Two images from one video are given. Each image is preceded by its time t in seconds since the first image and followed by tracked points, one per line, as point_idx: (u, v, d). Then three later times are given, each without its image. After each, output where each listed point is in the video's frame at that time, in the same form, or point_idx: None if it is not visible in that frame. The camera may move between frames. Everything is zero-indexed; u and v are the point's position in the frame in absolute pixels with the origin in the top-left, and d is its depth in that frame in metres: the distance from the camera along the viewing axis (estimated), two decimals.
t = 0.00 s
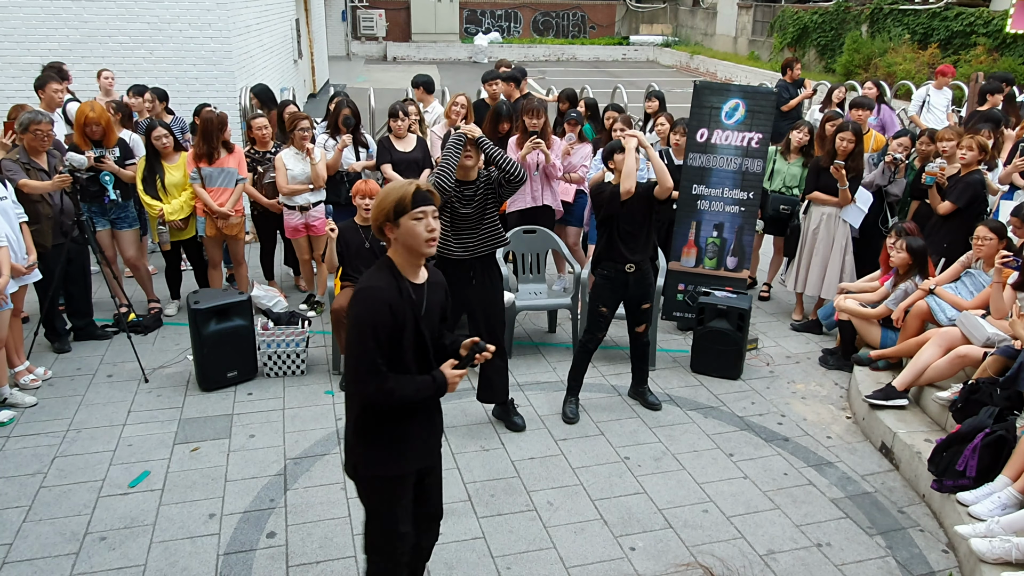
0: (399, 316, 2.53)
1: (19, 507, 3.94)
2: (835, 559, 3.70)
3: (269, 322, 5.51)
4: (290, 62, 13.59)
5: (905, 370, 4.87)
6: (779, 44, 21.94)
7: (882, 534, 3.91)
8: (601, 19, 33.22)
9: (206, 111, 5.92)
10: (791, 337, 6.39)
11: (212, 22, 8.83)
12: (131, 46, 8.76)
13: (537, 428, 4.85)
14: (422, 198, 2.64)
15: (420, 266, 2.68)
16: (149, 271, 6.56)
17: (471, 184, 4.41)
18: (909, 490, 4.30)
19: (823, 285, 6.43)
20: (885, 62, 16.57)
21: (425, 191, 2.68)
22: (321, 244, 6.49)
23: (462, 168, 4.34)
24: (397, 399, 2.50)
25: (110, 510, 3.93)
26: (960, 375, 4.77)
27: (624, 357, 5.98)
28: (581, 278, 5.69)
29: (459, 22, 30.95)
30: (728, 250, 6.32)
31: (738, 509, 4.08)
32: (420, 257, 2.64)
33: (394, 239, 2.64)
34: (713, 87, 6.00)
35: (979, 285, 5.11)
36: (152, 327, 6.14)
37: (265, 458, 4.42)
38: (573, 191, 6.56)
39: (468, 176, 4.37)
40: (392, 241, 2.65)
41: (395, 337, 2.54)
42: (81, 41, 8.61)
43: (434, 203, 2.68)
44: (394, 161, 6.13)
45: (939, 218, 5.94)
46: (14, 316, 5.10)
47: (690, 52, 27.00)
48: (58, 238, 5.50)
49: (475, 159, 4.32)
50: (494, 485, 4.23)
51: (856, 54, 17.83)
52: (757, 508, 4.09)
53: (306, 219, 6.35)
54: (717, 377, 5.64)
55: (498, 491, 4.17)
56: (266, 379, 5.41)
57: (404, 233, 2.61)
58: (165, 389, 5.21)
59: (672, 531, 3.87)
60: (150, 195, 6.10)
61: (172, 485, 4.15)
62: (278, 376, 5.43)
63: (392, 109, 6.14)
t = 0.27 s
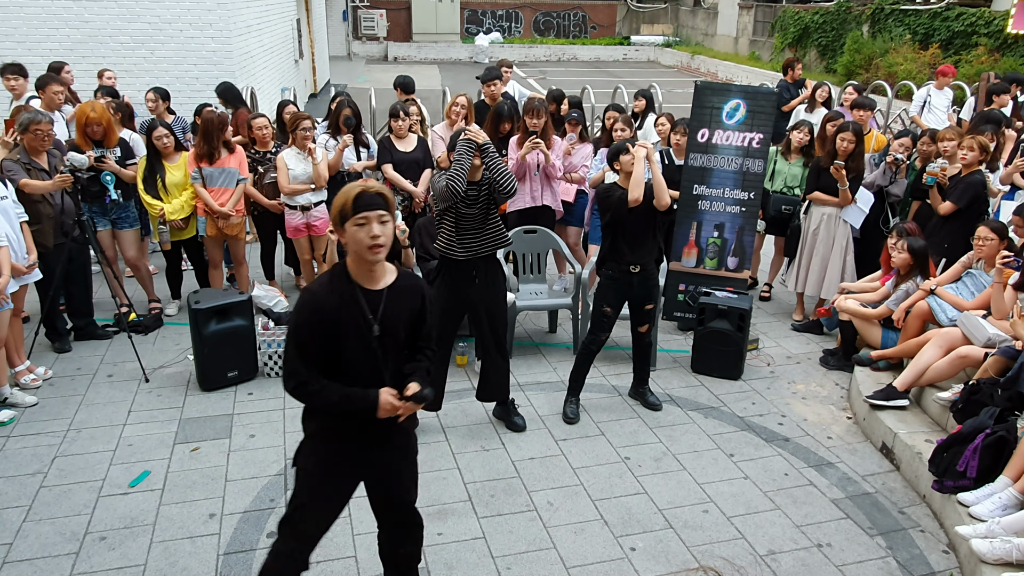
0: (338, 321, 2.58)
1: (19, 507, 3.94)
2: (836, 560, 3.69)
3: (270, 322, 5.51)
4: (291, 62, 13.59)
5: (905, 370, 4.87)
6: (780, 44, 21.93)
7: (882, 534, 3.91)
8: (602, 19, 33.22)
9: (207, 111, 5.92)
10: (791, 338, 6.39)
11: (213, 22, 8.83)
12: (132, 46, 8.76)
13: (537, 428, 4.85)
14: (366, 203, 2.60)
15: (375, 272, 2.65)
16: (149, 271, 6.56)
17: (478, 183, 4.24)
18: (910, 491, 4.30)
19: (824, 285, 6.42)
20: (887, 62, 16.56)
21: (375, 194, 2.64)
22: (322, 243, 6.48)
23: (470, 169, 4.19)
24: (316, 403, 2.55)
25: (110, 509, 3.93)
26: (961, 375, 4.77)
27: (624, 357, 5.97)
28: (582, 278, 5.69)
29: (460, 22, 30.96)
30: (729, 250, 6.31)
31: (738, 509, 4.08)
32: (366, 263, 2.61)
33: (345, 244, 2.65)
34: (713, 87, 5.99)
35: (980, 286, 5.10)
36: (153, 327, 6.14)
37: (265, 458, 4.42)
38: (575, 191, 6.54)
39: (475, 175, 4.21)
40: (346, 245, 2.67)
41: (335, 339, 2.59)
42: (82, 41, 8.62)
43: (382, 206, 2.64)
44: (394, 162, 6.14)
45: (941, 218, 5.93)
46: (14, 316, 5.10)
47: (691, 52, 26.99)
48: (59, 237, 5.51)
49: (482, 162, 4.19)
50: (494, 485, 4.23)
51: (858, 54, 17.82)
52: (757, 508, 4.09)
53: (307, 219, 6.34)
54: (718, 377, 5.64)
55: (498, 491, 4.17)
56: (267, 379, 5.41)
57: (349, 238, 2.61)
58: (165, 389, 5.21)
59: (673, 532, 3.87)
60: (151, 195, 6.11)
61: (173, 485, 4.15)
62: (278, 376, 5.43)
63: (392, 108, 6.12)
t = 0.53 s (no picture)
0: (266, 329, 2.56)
1: (20, 507, 3.94)
2: (837, 560, 3.69)
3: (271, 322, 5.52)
4: (293, 62, 13.60)
5: (907, 370, 4.86)
6: (781, 44, 21.93)
7: (883, 534, 3.90)
8: (603, 20, 33.23)
9: (208, 111, 5.93)
10: (793, 338, 6.38)
11: (214, 22, 8.84)
12: (133, 47, 8.77)
13: (538, 429, 4.85)
14: (292, 215, 2.52)
15: (307, 283, 2.56)
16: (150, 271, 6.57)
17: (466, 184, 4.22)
18: (911, 491, 4.29)
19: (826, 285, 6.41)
20: (888, 62, 16.55)
21: (305, 205, 2.55)
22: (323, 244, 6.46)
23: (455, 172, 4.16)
24: (246, 403, 2.54)
25: (112, 509, 3.93)
26: (963, 375, 4.76)
27: (625, 357, 5.97)
28: (583, 278, 5.70)
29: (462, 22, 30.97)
30: (731, 250, 6.31)
31: (739, 509, 4.07)
32: (295, 275, 2.54)
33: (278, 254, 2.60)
34: (714, 88, 6.00)
35: (981, 286, 5.09)
36: (154, 328, 6.14)
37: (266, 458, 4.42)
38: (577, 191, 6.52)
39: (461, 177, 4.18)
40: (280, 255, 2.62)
41: (266, 346, 2.59)
42: (84, 41, 8.62)
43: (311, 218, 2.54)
44: (395, 161, 6.14)
45: (942, 218, 5.93)
46: (15, 316, 5.10)
47: (693, 52, 26.99)
48: (60, 238, 5.51)
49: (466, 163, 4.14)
50: (495, 485, 4.23)
51: (859, 54, 17.81)
52: (758, 508, 4.09)
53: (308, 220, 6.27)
54: (719, 377, 5.63)
55: (499, 491, 4.17)
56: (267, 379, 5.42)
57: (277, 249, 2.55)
58: (166, 389, 5.21)
59: (674, 532, 3.87)
60: (152, 195, 6.11)
61: (174, 485, 4.15)
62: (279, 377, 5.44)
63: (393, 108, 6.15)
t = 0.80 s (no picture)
0: (231, 341, 2.43)
1: (22, 506, 3.95)
2: (839, 561, 3.68)
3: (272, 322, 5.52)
4: (295, 62, 13.61)
5: (909, 371, 4.86)
6: (783, 44, 21.90)
7: (886, 535, 3.90)
8: (605, 20, 33.23)
9: (211, 112, 5.94)
10: (795, 338, 6.37)
11: (216, 22, 8.84)
12: (135, 47, 8.78)
13: (540, 429, 4.84)
14: (232, 219, 2.44)
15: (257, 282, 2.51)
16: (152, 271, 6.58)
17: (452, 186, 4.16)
18: (913, 491, 4.29)
19: (828, 285, 6.39)
20: (890, 62, 16.54)
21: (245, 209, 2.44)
22: (325, 244, 6.44)
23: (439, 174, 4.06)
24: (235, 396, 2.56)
25: (114, 509, 3.93)
26: (965, 375, 4.75)
27: (627, 357, 5.97)
28: (584, 278, 5.70)
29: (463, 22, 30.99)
30: (732, 250, 6.30)
31: (741, 509, 4.07)
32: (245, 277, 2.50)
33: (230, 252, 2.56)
34: (717, 87, 6.00)
35: (984, 286, 5.09)
36: (156, 327, 6.14)
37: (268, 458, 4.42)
38: (579, 191, 6.53)
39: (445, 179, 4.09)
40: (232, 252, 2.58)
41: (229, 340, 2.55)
42: (86, 41, 8.63)
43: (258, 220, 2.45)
44: (397, 161, 6.14)
45: (944, 218, 5.92)
46: (17, 316, 5.11)
47: (694, 52, 26.97)
48: (62, 238, 5.52)
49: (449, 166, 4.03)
50: (497, 485, 4.23)
51: (861, 54, 17.80)
52: (761, 509, 4.08)
53: (310, 219, 6.27)
54: (721, 377, 5.63)
55: (501, 491, 4.17)
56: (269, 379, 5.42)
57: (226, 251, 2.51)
58: (168, 388, 5.21)
59: (676, 532, 3.87)
60: (154, 195, 6.12)
61: (176, 485, 4.15)
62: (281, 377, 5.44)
63: (396, 108, 6.16)
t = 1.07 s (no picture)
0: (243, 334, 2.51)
1: (28, 504, 3.96)
2: (844, 562, 3.67)
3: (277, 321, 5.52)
4: (300, 62, 13.63)
5: (915, 372, 4.85)
6: (788, 43, 21.85)
7: (891, 536, 3.88)
8: (610, 19, 33.19)
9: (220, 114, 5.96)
10: (800, 338, 6.36)
11: (221, 21, 8.86)
12: (141, 46, 8.80)
13: (545, 429, 4.84)
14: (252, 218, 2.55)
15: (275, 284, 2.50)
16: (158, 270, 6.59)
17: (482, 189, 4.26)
18: (919, 492, 4.27)
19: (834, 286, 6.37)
20: (896, 62, 16.49)
21: (265, 209, 2.57)
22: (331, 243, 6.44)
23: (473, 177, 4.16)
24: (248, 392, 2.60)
25: (119, 507, 3.94)
26: (971, 376, 4.73)
27: (632, 357, 5.96)
28: (590, 278, 5.69)
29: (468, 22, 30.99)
30: (738, 250, 6.28)
31: (746, 510, 4.06)
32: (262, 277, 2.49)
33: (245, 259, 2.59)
34: (722, 87, 5.99)
35: (990, 286, 5.08)
36: (161, 326, 6.16)
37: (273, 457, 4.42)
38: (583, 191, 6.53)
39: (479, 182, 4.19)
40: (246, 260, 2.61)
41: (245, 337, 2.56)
42: (92, 40, 8.65)
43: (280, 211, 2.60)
44: (403, 160, 6.15)
45: (950, 218, 5.89)
46: (23, 314, 5.12)
47: (699, 52, 26.92)
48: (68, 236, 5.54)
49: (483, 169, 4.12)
50: (502, 484, 4.23)
51: (867, 54, 17.75)
52: (766, 510, 4.07)
53: (316, 218, 6.30)
54: (726, 377, 5.62)
55: (506, 491, 4.17)
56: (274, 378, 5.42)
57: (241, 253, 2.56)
58: (174, 387, 5.22)
59: (681, 533, 3.86)
60: (160, 194, 6.14)
61: (181, 483, 4.16)
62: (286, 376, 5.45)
63: (402, 107, 6.15)
